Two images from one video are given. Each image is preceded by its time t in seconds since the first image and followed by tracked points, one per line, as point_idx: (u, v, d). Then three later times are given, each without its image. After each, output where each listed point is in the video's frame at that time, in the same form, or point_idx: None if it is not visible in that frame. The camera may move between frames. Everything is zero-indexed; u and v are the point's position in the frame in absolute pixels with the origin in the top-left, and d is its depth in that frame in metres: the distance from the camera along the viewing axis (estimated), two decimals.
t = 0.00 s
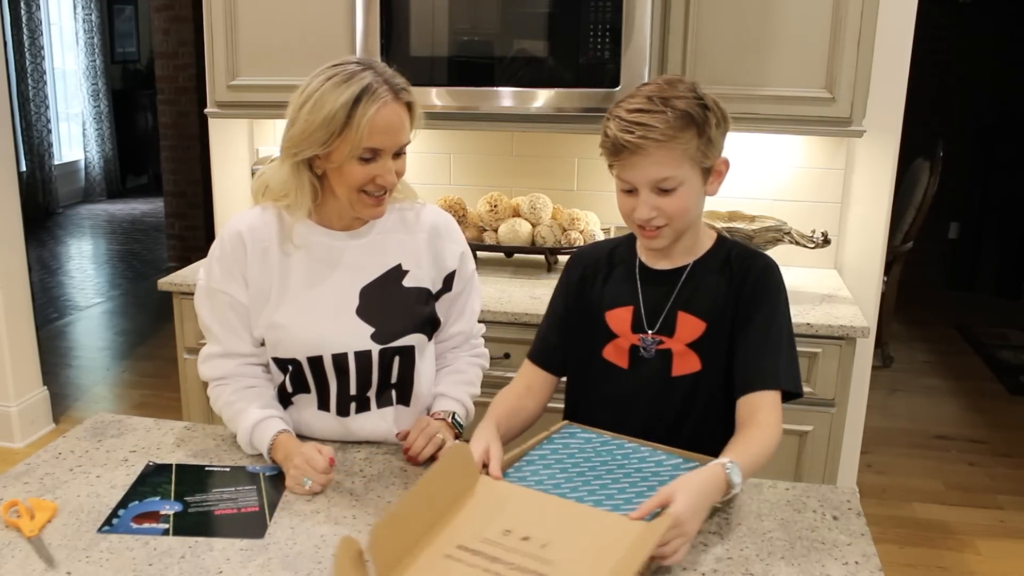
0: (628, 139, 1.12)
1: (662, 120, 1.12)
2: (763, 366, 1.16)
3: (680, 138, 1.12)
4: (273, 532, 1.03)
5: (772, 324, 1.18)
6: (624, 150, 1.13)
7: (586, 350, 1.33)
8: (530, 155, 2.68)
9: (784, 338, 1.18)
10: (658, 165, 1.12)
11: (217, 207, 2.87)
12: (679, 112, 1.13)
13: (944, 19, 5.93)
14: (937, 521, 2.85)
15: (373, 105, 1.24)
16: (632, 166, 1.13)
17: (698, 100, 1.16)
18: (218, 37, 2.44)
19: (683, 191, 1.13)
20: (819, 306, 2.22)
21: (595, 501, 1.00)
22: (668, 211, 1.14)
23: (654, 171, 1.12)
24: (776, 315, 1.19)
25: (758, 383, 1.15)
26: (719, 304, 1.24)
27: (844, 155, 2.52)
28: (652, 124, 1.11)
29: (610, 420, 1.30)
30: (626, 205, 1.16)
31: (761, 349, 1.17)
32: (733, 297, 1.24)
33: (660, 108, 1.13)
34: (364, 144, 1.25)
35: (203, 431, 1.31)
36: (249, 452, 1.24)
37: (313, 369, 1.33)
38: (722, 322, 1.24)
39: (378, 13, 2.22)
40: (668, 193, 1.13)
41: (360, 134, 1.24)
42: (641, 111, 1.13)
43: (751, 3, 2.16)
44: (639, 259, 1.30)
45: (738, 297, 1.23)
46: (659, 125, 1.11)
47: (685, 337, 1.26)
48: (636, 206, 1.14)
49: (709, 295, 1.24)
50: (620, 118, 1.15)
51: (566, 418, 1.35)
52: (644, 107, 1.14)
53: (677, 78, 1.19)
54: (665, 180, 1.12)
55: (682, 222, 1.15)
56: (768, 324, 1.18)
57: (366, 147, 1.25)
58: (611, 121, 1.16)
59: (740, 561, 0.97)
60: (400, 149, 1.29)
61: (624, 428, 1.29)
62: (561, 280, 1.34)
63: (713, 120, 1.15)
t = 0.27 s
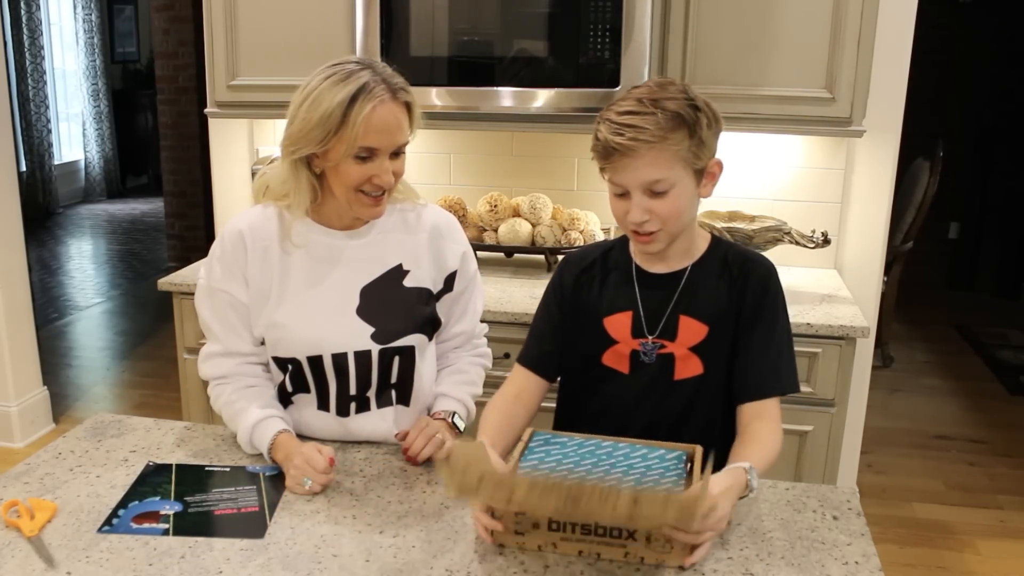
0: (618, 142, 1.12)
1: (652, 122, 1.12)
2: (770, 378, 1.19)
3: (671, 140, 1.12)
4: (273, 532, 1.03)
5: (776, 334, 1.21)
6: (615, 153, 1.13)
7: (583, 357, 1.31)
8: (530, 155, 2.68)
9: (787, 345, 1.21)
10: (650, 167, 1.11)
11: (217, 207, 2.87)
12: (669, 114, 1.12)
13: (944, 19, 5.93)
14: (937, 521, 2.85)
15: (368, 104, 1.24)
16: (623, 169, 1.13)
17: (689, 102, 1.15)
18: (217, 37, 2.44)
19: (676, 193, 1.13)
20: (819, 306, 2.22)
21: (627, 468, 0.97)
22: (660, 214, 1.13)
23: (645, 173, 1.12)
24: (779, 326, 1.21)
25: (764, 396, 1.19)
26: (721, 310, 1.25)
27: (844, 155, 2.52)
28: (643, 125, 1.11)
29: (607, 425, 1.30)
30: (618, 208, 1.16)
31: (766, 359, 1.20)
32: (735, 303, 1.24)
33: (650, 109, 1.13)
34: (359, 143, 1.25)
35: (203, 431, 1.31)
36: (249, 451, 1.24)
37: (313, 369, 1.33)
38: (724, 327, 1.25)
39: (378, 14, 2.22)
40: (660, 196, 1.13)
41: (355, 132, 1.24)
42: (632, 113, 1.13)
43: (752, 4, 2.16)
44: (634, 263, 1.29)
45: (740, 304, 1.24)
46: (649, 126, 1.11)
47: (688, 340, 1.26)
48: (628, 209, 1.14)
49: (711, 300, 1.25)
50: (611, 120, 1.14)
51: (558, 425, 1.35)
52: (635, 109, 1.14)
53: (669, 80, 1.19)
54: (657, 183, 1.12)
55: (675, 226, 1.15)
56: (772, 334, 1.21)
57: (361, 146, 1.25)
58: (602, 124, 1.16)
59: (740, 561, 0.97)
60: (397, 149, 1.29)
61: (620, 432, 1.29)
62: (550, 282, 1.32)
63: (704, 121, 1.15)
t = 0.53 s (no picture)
0: (608, 147, 1.12)
1: (639, 126, 1.11)
2: (769, 384, 1.19)
3: (660, 145, 1.11)
4: (273, 532, 1.03)
5: (777, 339, 1.20)
6: (605, 159, 1.13)
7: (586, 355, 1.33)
8: (530, 155, 2.68)
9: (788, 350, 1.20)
10: (641, 171, 1.11)
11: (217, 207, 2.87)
12: (661, 117, 1.12)
13: (944, 19, 5.93)
14: (937, 521, 2.85)
15: (363, 104, 1.24)
16: (615, 174, 1.13)
17: (682, 105, 1.15)
18: (217, 37, 2.44)
19: (669, 197, 1.13)
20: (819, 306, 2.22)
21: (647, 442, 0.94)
22: (652, 217, 1.13)
23: (636, 178, 1.11)
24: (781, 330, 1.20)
25: (762, 401, 1.19)
26: (723, 312, 1.24)
27: (844, 155, 2.52)
28: (632, 130, 1.11)
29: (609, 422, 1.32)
30: (612, 213, 1.16)
31: (765, 365, 1.19)
32: (738, 306, 1.24)
33: (641, 113, 1.13)
34: (357, 142, 1.25)
35: (203, 431, 1.32)
36: (249, 452, 1.24)
37: (313, 369, 1.33)
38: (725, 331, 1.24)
39: (378, 14, 2.22)
40: (652, 200, 1.12)
41: (353, 132, 1.24)
42: (622, 117, 1.13)
43: (752, 4, 2.16)
44: (637, 262, 1.29)
45: (743, 309, 1.24)
46: (639, 131, 1.11)
47: (689, 342, 1.26)
48: (621, 213, 1.14)
49: (712, 302, 1.24)
50: (603, 124, 1.14)
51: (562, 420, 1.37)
52: (626, 113, 1.13)
53: (662, 83, 1.18)
54: (648, 187, 1.12)
55: (669, 230, 1.15)
56: (772, 339, 1.20)
57: (359, 145, 1.25)
58: (595, 128, 1.16)
59: (740, 561, 0.97)
60: (396, 149, 1.29)
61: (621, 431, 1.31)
62: (556, 283, 1.34)
63: (695, 123, 1.14)
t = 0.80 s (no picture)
0: (609, 159, 1.12)
1: (634, 136, 1.11)
2: (770, 387, 1.18)
3: (659, 155, 1.11)
4: (273, 533, 1.03)
5: (778, 344, 1.20)
6: (605, 171, 1.13)
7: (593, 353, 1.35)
8: (531, 155, 2.68)
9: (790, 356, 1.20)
10: (642, 183, 1.12)
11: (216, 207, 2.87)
12: (661, 126, 1.11)
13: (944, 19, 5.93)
14: (937, 521, 2.85)
15: (360, 105, 1.24)
16: (618, 184, 1.13)
17: (681, 111, 1.14)
18: (217, 37, 2.44)
19: (672, 205, 1.13)
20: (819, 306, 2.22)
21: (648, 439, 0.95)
22: (657, 226, 1.14)
23: (637, 189, 1.12)
24: (784, 334, 1.20)
25: (761, 404, 1.18)
26: (727, 315, 1.24)
27: (844, 155, 2.52)
28: (631, 143, 1.11)
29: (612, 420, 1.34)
30: (617, 221, 1.17)
31: (766, 369, 1.19)
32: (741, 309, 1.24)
33: (640, 122, 1.12)
34: (356, 142, 1.25)
35: (203, 431, 1.32)
36: (249, 451, 1.24)
37: (312, 369, 1.33)
38: (727, 332, 1.25)
39: (377, 14, 2.22)
40: (655, 209, 1.13)
41: (352, 132, 1.24)
42: (621, 128, 1.13)
43: (752, 4, 2.16)
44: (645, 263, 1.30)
45: (747, 312, 1.24)
46: (640, 142, 1.11)
47: (691, 343, 1.27)
48: (626, 222, 1.15)
49: (717, 304, 1.25)
50: (604, 134, 1.14)
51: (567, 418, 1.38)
52: (625, 123, 1.13)
53: (660, 87, 1.17)
54: (651, 197, 1.12)
55: (673, 236, 1.16)
56: (773, 345, 1.20)
57: (357, 145, 1.25)
58: (596, 137, 1.16)
59: (740, 561, 0.97)
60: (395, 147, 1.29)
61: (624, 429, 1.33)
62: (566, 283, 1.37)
63: (695, 128, 1.13)
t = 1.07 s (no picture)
0: (626, 163, 1.11)
1: (654, 141, 1.10)
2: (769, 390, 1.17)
3: (677, 158, 1.11)
4: (273, 532, 1.03)
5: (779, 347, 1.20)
6: (623, 175, 1.12)
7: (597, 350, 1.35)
8: (531, 155, 2.68)
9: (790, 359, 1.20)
10: (660, 185, 1.11)
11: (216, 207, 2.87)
12: (677, 130, 1.11)
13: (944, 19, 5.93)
14: (936, 521, 2.85)
15: (359, 104, 1.24)
16: (634, 187, 1.13)
17: (695, 115, 1.14)
18: (217, 37, 2.44)
19: (688, 207, 1.13)
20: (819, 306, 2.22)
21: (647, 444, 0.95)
22: (673, 227, 1.14)
23: (655, 192, 1.12)
24: (787, 338, 1.20)
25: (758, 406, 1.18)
26: (732, 316, 1.25)
27: (844, 155, 2.52)
28: (648, 147, 1.10)
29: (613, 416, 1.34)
30: (632, 222, 1.17)
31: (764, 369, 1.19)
32: (746, 312, 1.24)
33: (656, 126, 1.12)
34: (354, 141, 1.25)
35: (203, 431, 1.31)
36: (249, 452, 1.24)
37: (312, 369, 1.33)
38: (731, 333, 1.25)
39: (378, 14, 2.22)
40: (671, 211, 1.13)
41: (350, 131, 1.24)
42: (635, 133, 1.12)
43: (752, 3, 2.16)
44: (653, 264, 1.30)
45: (752, 313, 1.24)
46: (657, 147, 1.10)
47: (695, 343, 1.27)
48: (641, 224, 1.15)
49: (723, 304, 1.25)
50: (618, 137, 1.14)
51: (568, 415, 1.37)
52: (640, 127, 1.13)
53: (672, 88, 1.17)
54: (668, 199, 1.12)
55: (688, 236, 1.16)
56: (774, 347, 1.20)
57: (357, 144, 1.25)
58: (610, 139, 1.15)
59: (739, 561, 0.97)
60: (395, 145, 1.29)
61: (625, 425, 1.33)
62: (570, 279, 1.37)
63: (709, 129, 1.14)
